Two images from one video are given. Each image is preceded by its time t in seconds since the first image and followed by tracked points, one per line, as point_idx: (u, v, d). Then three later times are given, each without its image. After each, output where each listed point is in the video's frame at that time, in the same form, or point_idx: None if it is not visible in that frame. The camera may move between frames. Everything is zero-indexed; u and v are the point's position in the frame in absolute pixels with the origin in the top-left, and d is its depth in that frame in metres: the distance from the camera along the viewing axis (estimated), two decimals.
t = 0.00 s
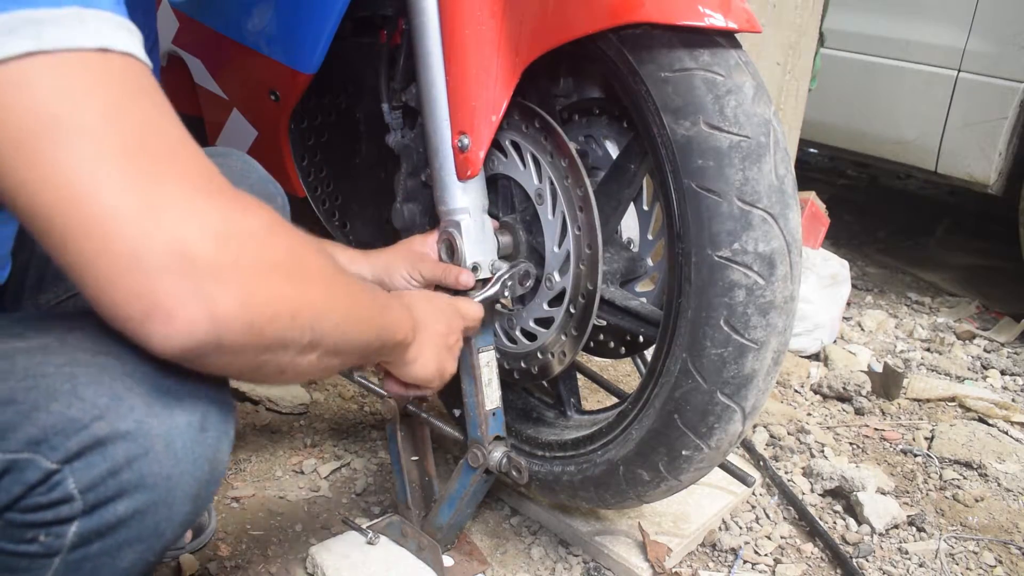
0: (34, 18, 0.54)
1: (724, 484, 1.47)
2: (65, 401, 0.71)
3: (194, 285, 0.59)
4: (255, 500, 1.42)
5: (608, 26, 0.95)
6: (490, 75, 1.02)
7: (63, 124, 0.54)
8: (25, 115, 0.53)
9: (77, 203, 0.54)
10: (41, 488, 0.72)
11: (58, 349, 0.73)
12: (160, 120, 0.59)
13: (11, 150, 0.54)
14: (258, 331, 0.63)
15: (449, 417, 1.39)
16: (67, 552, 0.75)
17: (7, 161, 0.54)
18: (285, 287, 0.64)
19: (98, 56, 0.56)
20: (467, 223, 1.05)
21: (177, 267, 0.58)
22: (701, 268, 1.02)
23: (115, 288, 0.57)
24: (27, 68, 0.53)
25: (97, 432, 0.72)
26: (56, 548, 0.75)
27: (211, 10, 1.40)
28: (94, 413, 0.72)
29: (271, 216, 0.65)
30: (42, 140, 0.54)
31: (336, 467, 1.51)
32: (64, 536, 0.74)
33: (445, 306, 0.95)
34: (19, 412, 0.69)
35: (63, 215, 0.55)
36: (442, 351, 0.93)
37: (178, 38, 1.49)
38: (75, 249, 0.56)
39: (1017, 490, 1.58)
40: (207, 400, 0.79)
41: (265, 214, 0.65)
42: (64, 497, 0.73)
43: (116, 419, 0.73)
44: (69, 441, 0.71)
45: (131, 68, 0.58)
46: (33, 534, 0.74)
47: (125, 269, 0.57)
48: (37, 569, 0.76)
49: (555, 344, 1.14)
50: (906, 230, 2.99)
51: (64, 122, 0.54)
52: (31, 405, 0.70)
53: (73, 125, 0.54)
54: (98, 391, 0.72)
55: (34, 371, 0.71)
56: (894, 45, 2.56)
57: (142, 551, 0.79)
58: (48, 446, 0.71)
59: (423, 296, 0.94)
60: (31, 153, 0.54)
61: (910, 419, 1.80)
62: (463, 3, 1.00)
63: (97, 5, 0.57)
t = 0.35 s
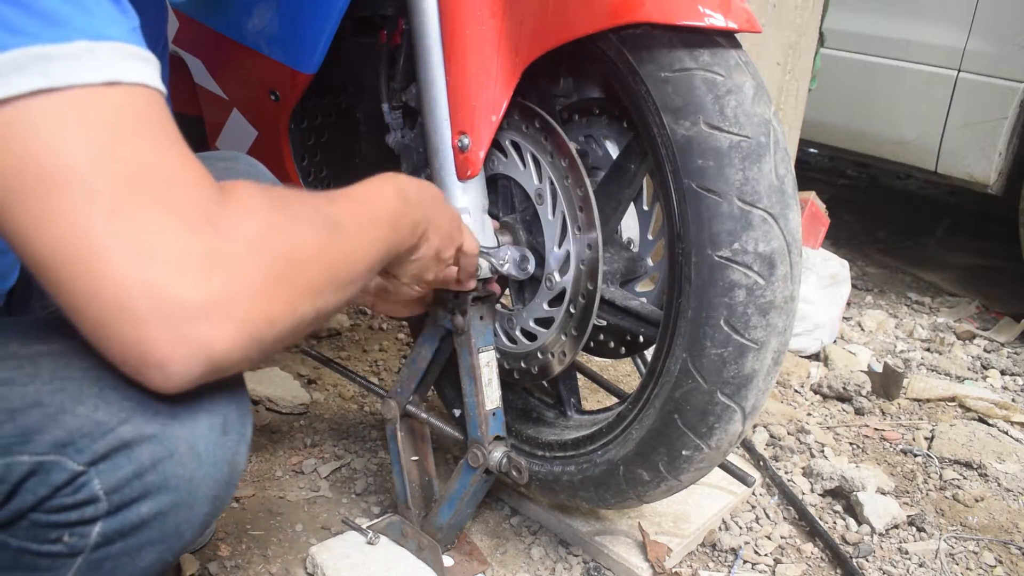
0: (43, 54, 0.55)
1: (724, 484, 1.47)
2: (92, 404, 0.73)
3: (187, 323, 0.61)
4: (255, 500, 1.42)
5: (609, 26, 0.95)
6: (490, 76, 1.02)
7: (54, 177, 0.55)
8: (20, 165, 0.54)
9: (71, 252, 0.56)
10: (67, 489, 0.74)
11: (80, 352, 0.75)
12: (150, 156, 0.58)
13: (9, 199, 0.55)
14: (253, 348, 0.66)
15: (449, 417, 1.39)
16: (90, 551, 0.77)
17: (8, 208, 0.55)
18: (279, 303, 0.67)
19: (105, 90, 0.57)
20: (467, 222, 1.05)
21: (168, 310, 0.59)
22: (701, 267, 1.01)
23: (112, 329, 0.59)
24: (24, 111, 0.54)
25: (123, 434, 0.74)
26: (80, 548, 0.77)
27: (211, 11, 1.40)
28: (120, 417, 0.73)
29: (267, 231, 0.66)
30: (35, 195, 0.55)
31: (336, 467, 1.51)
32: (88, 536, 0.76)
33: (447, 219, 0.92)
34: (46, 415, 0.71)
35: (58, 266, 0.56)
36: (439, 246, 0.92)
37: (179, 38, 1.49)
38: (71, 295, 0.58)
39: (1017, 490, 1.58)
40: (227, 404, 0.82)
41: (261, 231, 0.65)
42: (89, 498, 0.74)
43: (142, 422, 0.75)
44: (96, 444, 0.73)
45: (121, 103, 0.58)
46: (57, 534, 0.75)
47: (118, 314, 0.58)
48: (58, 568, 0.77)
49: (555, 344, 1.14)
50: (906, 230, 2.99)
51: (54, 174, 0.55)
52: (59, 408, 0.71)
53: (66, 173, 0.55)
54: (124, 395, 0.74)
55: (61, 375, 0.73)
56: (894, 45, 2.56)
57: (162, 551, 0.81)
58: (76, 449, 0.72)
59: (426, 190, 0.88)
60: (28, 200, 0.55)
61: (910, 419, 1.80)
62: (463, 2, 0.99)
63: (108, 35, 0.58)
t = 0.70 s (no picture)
0: (43, 45, 0.55)
1: (724, 484, 1.47)
2: (89, 406, 0.73)
3: (184, 317, 0.61)
4: (255, 500, 1.42)
5: (609, 26, 0.95)
6: (490, 76, 1.02)
7: (54, 171, 0.55)
8: (22, 157, 0.54)
9: (70, 245, 0.56)
10: (65, 492, 0.74)
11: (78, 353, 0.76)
12: (152, 151, 0.59)
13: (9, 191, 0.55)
14: (249, 344, 0.66)
15: (449, 417, 1.39)
16: (89, 553, 0.77)
17: (5, 199, 0.55)
18: (274, 300, 0.67)
19: (105, 82, 0.57)
20: (466, 222, 1.05)
21: (166, 305, 0.60)
22: (701, 267, 1.01)
23: (109, 323, 0.59)
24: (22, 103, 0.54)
25: (122, 436, 0.74)
26: (79, 550, 0.76)
27: (212, 11, 1.40)
28: (119, 418, 0.74)
29: (263, 228, 0.66)
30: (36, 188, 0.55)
31: (336, 467, 1.51)
32: (86, 538, 0.76)
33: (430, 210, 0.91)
34: (44, 417, 0.72)
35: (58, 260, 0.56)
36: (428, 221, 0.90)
37: (179, 38, 1.49)
38: (69, 290, 0.58)
39: (1017, 490, 1.58)
40: (226, 404, 0.82)
41: (258, 228, 0.66)
42: (87, 500, 0.74)
43: (139, 424, 0.75)
44: (94, 446, 0.73)
45: (122, 98, 0.58)
46: (56, 536, 0.75)
47: (116, 308, 0.58)
48: (56, 569, 0.77)
49: (555, 344, 1.14)
50: (906, 230, 2.99)
51: (55, 168, 0.55)
52: (56, 410, 0.72)
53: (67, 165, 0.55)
54: (122, 397, 0.75)
55: (58, 377, 0.73)
56: (894, 45, 2.56)
57: (161, 552, 0.81)
58: (73, 451, 0.73)
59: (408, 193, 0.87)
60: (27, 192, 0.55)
61: (910, 419, 1.80)
62: (463, 3, 0.99)
63: (106, 30, 0.58)
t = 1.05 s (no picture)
0: (38, 17, 0.57)
1: (724, 484, 1.47)
2: (83, 401, 0.73)
3: (207, 274, 0.62)
4: (255, 500, 1.42)
5: (609, 25, 0.95)
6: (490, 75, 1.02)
7: (60, 145, 0.57)
8: (25, 134, 0.56)
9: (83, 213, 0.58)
10: (59, 487, 0.74)
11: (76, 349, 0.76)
12: (149, 113, 0.60)
13: (19, 172, 0.57)
14: (279, 294, 0.67)
15: (449, 417, 1.39)
16: (83, 549, 0.76)
17: (17, 182, 0.57)
18: (295, 250, 0.68)
19: (99, 47, 0.58)
20: (467, 223, 1.05)
21: (185, 268, 0.61)
22: (701, 267, 1.01)
23: (135, 295, 0.61)
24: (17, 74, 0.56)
25: (116, 431, 0.74)
26: (73, 546, 0.76)
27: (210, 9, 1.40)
28: (112, 413, 0.74)
29: (269, 179, 0.66)
30: (44, 164, 0.57)
31: (336, 467, 1.51)
32: (80, 534, 0.75)
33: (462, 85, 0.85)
34: (37, 411, 0.72)
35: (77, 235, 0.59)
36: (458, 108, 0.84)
37: (178, 38, 1.49)
38: (92, 266, 0.60)
39: (1017, 490, 1.58)
40: (219, 402, 0.83)
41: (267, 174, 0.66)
42: (81, 495, 0.74)
43: (133, 419, 0.75)
44: (88, 440, 0.73)
45: (114, 61, 0.59)
46: (49, 532, 0.75)
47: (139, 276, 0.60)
48: (50, 568, 0.76)
49: (555, 344, 1.14)
50: (906, 230, 2.99)
51: (60, 142, 0.57)
52: (50, 405, 0.72)
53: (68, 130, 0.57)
54: (117, 392, 0.75)
55: (53, 372, 0.74)
56: (894, 45, 2.56)
57: (155, 549, 0.80)
58: (67, 446, 0.72)
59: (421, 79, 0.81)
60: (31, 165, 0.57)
61: (910, 419, 1.80)
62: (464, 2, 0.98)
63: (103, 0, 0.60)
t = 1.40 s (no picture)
0: (84, 42, 0.60)
1: (724, 484, 1.47)
2: (88, 401, 0.74)
3: (251, 294, 0.69)
4: (255, 500, 1.42)
5: (609, 25, 0.95)
6: (490, 75, 1.02)
7: (104, 170, 0.61)
8: (70, 159, 0.60)
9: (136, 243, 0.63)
10: (64, 486, 0.74)
11: (79, 348, 0.76)
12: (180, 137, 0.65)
13: (65, 197, 0.61)
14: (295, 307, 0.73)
15: (449, 416, 1.39)
16: (87, 548, 0.76)
17: (63, 207, 0.61)
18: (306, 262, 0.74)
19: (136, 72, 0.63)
20: (467, 222, 1.05)
21: (225, 287, 0.67)
22: (701, 267, 1.01)
23: (179, 313, 0.67)
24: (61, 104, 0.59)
25: (120, 431, 0.74)
26: (77, 545, 0.76)
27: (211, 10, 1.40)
28: (116, 412, 0.74)
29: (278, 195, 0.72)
30: (92, 189, 0.61)
31: (336, 467, 1.51)
32: (85, 533, 0.75)
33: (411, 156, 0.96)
34: (43, 411, 0.72)
35: (125, 257, 0.63)
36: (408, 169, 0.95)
37: (178, 38, 1.49)
38: (137, 285, 0.65)
39: (1017, 490, 1.58)
40: (224, 403, 0.83)
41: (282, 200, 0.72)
42: (86, 494, 0.74)
43: (138, 419, 0.75)
44: (93, 440, 0.73)
45: (148, 85, 0.63)
46: (54, 531, 0.75)
47: (183, 295, 0.66)
48: (55, 567, 0.77)
49: (555, 344, 1.14)
50: (906, 230, 2.99)
51: (104, 166, 0.61)
52: (55, 404, 0.72)
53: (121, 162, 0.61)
54: (121, 391, 0.75)
55: (57, 371, 0.74)
56: (894, 45, 2.56)
57: (159, 548, 0.80)
58: (72, 446, 0.73)
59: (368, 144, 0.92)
60: (83, 198, 0.61)
61: (910, 419, 1.80)
62: (463, 3, 0.99)
63: (138, 24, 0.64)
